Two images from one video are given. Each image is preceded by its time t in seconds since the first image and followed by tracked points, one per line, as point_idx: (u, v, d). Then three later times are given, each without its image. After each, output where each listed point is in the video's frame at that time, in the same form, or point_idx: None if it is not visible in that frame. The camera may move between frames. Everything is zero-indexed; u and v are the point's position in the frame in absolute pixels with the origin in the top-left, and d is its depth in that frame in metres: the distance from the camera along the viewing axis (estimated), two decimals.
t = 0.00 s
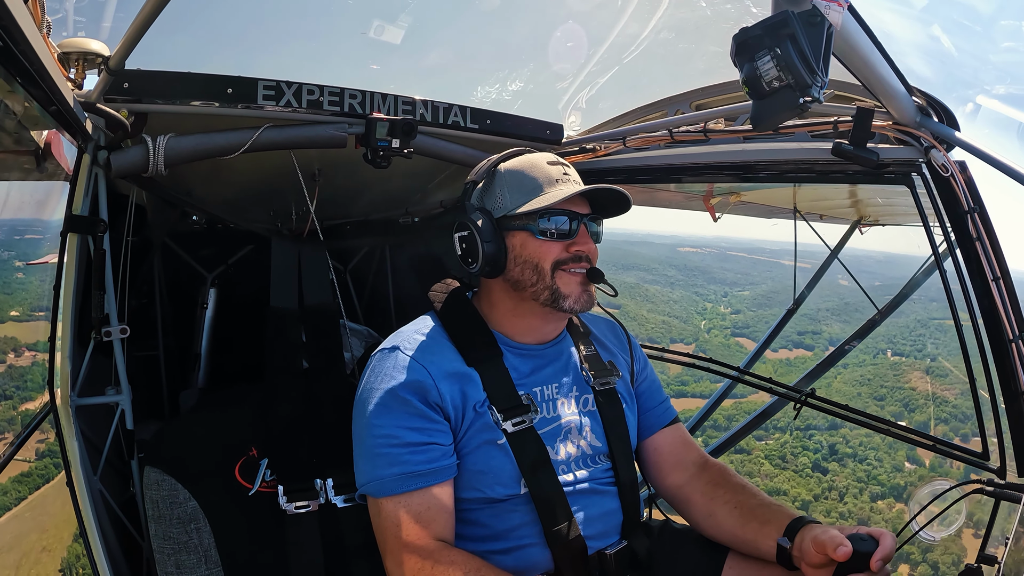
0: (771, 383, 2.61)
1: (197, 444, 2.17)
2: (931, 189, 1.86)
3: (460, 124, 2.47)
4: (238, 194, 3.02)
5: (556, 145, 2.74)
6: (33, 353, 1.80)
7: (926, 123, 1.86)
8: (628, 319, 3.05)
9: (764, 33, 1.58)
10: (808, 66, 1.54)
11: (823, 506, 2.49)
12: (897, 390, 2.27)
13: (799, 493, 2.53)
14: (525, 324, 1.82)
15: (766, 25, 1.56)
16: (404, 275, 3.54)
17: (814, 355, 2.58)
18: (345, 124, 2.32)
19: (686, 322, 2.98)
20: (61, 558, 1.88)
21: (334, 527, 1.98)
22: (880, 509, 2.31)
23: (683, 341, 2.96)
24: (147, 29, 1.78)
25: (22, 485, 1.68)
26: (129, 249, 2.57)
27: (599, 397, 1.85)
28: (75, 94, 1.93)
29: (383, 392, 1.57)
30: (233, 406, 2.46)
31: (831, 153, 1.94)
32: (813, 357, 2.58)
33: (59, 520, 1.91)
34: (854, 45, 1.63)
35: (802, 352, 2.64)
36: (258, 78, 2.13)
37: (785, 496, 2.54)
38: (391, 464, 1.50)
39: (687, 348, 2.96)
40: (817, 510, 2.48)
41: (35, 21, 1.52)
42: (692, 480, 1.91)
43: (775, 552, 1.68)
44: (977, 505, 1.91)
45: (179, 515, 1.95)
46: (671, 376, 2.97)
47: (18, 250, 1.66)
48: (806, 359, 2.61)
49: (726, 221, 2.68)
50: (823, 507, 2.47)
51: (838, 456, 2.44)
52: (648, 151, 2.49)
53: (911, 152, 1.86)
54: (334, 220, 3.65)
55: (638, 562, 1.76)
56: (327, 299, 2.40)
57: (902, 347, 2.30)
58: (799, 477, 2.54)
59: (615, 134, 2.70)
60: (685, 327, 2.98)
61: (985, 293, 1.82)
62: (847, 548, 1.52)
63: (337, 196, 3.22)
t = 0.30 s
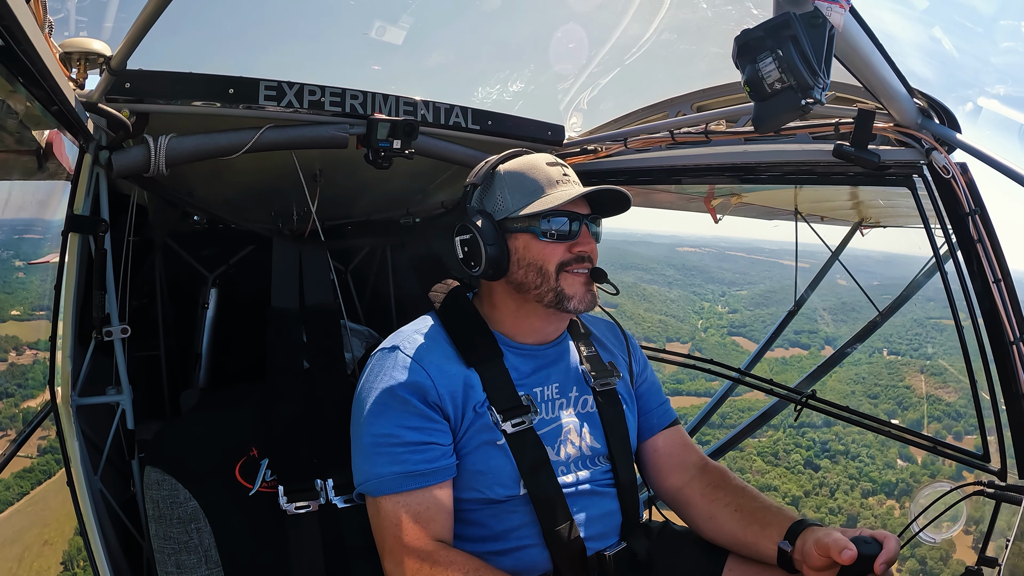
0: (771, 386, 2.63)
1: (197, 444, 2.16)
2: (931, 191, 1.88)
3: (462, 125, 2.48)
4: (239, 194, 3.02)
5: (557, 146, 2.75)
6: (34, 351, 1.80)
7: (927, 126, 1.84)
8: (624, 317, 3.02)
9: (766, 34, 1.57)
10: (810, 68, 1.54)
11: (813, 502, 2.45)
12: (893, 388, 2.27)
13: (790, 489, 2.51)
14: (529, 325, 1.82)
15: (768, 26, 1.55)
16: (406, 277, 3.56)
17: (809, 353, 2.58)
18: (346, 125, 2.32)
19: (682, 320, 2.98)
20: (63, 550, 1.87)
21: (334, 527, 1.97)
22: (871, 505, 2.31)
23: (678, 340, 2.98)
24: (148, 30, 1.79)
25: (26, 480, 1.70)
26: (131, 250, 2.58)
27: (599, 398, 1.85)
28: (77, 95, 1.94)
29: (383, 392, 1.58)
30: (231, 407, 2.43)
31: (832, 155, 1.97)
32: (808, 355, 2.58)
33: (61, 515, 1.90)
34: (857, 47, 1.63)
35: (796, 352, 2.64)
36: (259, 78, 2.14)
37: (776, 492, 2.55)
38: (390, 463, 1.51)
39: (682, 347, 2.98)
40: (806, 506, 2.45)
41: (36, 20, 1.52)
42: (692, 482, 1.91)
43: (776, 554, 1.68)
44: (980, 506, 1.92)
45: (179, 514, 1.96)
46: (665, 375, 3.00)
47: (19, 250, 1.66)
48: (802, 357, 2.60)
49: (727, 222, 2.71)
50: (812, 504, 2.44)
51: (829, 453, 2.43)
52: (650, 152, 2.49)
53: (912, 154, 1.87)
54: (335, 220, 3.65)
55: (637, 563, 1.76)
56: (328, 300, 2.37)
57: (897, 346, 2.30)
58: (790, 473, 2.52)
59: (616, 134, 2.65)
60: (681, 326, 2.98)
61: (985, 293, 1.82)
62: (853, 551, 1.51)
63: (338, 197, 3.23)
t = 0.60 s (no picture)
0: (770, 391, 2.61)
1: (196, 443, 2.18)
2: (931, 196, 1.87)
3: (462, 127, 2.47)
4: (241, 195, 3.03)
5: (558, 150, 2.75)
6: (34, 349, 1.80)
7: (928, 131, 1.83)
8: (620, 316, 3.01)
9: (768, 39, 1.58)
10: (812, 73, 1.54)
11: (802, 498, 2.55)
12: (887, 387, 2.32)
13: (780, 485, 2.62)
14: (535, 329, 1.83)
15: (769, 31, 1.55)
16: (407, 278, 3.58)
17: (805, 352, 2.61)
18: (347, 127, 2.33)
19: (680, 319, 2.97)
20: (65, 543, 1.89)
21: (334, 528, 1.98)
22: (861, 501, 2.37)
23: (674, 339, 2.96)
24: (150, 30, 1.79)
25: (26, 476, 1.70)
26: (132, 250, 2.58)
27: (600, 401, 1.85)
28: (80, 94, 1.94)
29: (384, 393, 1.58)
30: (231, 406, 2.45)
31: (832, 159, 1.97)
32: (804, 354, 2.61)
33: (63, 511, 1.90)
34: (859, 53, 1.63)
35: (792, 349, 2.67)
36: (261, 79, 2.14)
37: (767, 488, 2.66)
38: (390, 465, 1.50)
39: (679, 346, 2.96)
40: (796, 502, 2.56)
41: (39, 19, 1.52)
42: (693, 483, 1.90)
43: (774, 558, 1.67)
44: (978, 512, 1.95)
45: (179, 515, 1.96)
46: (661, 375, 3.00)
47: (19, 249, 1.67)
48: (799, 356, 2.63)
49: (727, 226, 2.69)
50: (802, 499, 2.55)
51: (822, 451, 2.46)
52: (651, 156, 2.49)
53: (913, 160, 1.86)
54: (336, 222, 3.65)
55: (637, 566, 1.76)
56: (328, 301, 2.39)
57: (894, 345, 2.34)
58: (782, 470, 2.62)
59: (616, 138, 2.61)
60: (677, 326, 2.97)
61: (985, 298, 1.82)
62: (846, 555, 1.52)
63: (340, 198, 3.23)
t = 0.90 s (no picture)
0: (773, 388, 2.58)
1: (197, 442, 2.15)
2: (932, 194, 1.87)
3: (463, 126, 2.47)
4: (241, 195, 3.03)
5: (558, 148, 2.75)
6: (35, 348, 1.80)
7: (929, 128, 1.83)
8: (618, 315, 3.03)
9: (769, 37, 1.58)
10: (812, 70, 1.54)
11: (793, 493, 2.61)
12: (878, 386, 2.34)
13: (771, 481, 2.68)
14: (536, 329, 1.83)
15: (770, 29, 1.55)
16: (408, 280, 3.61)
17: (802, 351, 2.66)
18: (348, 126, 2.32)
19: (678, 318, 3.05)
20: (67, 537, 1.90)
21: (333, 529, 1.98)
22: (852, 497, 2.43)
23: (672, 337, 2.98)
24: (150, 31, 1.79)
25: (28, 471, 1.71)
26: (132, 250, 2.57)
27: (602, 400, 1.85)
28: (80, 94, 1.94)
29: (385, 392, 1.58)
30: (235, 406, 2.42)
31: (833, 157, 1.98)
32: (801, 353, 2.66)
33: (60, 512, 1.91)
34: (859, 51, 1.62)
35: (788, 349, 2.73)
36: (262, 79, 2.14)
37: (758, 484, 2.72)
38: (391, 464, 1.50)
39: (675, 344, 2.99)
40: (787, 497, 2.63)
41: (40, 19, 1.52)
42: (695, 483, 1.90)
43: (775, 558, 1.67)
44: (979, 513, 1.89)
45: (179, 515, 1.96)
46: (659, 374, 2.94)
47: (20, 249, 1.67)
48: (795, 355, 2.68)
49: (728, 225, 2.68)
50: (794, 496, 2.61)
51: (815, 448, 2.52)
52: (652, 155, 2.48)
53: (913, 158, 1.86)
54: (337, 221, 3.65)
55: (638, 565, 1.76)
56: (331, 301, 2.39)
57: (891, 344, 2.35)
58: (774, 466, 2.69)
59: (618, 135, 2.62)
60: (675, 325, 3.02)
61: (987, 298, 1.80)
62: (847, 555, 1.51)
63: (341, 198, 3.23)
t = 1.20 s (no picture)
0: (771, 390, 2.60)
1: (198, 443, 2.21)
2: (931, 194, 1.87)
3: (462, 126, 2.47)
4: (240, 195, 3.03)
5: (558, 149, 2.75)
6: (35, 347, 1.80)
7: (929, 129, 1.82)
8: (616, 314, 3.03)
9: (768, 37, 1.58)
10: (811, 71, 1.54)
11: (784, 489, 2.61)
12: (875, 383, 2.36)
13: (762, 477, 2.68)
14: (528, 328, 1.82)
15: (769, 29, 1.56)
16: (409, 280, 3.61)
17: (798, 351, 2.66)
18: (347, 126, 2.32)
19: (674, 317, 2.98)
20: (67, 531, 1.89)
21: (332, 529, 1.99)
22: (843, 493, 2.44)
23: (667, 337, 2.98)
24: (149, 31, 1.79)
25: (31, 467, 1.73)
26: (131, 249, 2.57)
27: (599, 400, 1.85)
28: (79, 93, 1.94)
29: (383, 393, 1.58)
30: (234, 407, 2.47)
31: (832, 158, 1.98)
32: (797, 352, 2.66)
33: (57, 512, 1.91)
34: (858, 52, 1.63)
35: (784, 348, 2.72)
36: (261, 79, 2.14)
37: (750, 480, 2.72)
38: (389, 464, 1.50)
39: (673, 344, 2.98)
40: (776, 493, 2.62)
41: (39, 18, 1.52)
42: (692, 484, 1.91)
43: (772, 559, 1.67)
44: (979, 514, 1.89)
45: (178, 515, 1.96)
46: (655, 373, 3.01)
47: (19, 249, 1.66)
48: (791, 354, 2.68)
49: (727, 225, 2.67)
50: (783, 492, 2.60)
51: (808, 445, 2.51)
52: (651, 155, 2.48)
53: (913, 158, 1.86)
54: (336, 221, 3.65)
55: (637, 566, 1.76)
56: (330, 301, 2.40)
57: (886, 343, 2.36)
58: (767, 463, 2.68)
59: (616, 136, 2.62)
60: (672, 324, 2.98)
61: (985, 298, 1.81)
62: (845, 554, 1.51)
63: (340, 198, 3.23)
